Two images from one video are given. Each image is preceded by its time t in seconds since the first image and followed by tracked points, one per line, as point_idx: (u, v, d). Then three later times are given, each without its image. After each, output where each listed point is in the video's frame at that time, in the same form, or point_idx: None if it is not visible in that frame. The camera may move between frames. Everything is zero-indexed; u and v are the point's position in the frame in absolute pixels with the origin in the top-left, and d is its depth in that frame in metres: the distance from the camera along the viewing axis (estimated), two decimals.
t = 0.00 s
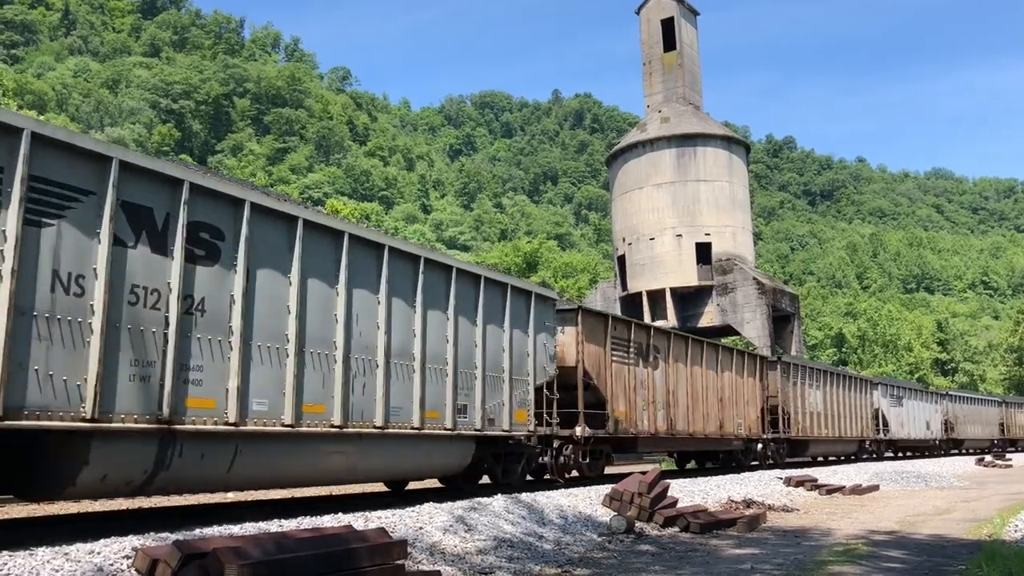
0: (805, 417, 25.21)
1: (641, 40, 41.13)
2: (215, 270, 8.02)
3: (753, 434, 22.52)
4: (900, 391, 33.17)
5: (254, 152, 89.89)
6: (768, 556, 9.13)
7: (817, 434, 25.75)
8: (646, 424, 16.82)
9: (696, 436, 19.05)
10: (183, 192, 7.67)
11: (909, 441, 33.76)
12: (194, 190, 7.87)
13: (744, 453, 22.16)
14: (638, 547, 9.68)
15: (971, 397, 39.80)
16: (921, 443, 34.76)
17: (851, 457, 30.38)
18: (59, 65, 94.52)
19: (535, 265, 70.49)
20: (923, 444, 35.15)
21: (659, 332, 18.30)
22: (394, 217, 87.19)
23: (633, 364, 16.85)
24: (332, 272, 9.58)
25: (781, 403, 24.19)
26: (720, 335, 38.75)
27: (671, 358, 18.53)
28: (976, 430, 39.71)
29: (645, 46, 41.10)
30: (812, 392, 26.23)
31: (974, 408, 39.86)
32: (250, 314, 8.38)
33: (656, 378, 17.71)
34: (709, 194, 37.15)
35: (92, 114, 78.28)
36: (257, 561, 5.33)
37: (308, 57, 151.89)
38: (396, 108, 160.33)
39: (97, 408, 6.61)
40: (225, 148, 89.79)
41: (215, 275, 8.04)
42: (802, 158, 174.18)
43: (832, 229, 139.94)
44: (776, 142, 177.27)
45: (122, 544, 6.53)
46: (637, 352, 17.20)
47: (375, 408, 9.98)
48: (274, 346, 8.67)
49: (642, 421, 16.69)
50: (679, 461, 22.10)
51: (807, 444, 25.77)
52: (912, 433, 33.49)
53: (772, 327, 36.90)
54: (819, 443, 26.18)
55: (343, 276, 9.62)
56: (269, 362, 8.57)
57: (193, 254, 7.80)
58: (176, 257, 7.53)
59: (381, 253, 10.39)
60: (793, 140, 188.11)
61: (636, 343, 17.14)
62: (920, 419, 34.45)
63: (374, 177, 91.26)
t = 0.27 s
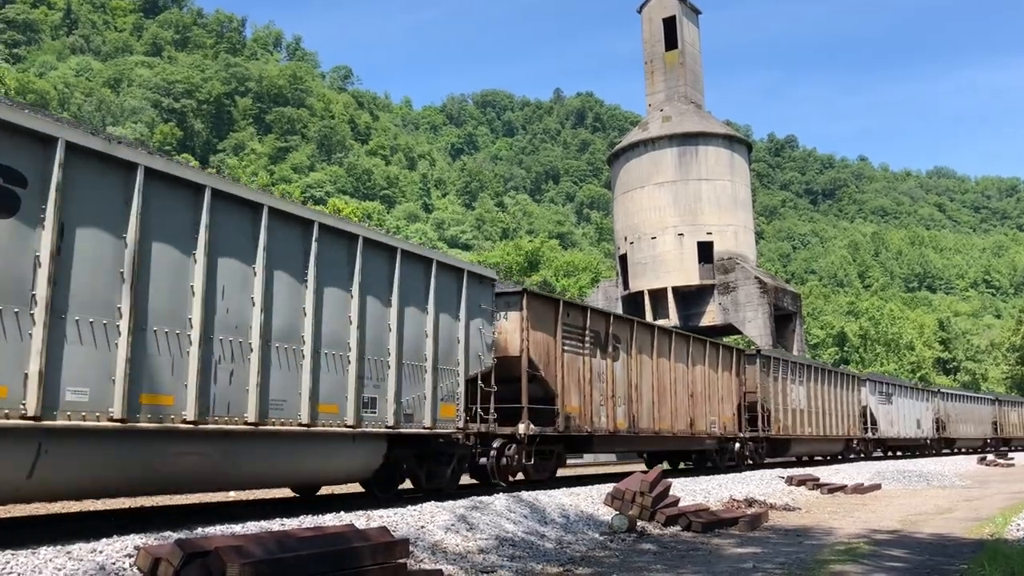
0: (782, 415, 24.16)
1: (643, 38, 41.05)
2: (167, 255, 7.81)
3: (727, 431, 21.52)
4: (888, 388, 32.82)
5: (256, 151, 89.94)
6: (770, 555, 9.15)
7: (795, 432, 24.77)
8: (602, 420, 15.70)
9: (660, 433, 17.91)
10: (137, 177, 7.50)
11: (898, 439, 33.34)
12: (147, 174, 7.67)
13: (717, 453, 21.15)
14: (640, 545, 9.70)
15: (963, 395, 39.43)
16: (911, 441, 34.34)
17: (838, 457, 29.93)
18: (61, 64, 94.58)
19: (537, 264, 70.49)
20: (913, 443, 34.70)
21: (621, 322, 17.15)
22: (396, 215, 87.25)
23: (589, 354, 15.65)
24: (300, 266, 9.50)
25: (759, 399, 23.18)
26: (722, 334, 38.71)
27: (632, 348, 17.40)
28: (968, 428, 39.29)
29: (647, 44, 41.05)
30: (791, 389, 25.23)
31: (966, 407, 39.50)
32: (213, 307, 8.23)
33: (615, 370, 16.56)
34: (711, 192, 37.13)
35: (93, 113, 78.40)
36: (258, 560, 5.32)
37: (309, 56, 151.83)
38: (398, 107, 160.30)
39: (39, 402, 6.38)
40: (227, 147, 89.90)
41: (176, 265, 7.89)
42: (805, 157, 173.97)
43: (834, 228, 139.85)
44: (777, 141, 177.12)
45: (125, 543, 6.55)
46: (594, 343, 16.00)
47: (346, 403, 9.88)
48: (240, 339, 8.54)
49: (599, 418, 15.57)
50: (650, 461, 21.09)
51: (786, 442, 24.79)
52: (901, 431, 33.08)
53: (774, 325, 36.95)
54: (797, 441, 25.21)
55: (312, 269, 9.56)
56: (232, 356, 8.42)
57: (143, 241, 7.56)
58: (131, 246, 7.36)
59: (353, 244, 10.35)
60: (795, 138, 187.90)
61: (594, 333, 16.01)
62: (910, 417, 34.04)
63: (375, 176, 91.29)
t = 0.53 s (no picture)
0: (759, 413, 22.61)
1: (644, 38, 41.05)
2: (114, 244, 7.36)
3: (698, 429, 19.97)
4: (877, 384, 31.87)
5: (257, 150, 89.98)
6: (772, 554, 9.15)
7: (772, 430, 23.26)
8: (549, 417, 14.14)
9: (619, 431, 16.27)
10: (83, 159, 7.12)
11: (888, 439, 32.28)
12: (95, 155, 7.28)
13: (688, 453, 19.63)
14: (641, 544, 9.70)
15: (954, 393, 38.58)
16: (902, 440, 33.35)
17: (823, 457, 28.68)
18: (63, 64, 94.66)
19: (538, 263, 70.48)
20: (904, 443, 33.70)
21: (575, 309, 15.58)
22: (397, 214, 87.28)
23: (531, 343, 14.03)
24: (266, 263, 9.14)
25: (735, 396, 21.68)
26: (724, 334, 38.66)
27: (587, 337, 15.74)
28: (959, 426, 38.40)
29: (649, 43, 41.04)
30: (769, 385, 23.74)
31: (958, 405, 38.70)
32: (167, 299, 7.82)
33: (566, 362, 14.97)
34: (712, 192, 37.12)
35: (95, 113, 78.50)
36: (258, 560, 5.31)
37: (311, 55, 151.86)
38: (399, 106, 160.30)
39: None
40: (229, 146, 90.00)
41: (119, 251, 7.40)
42: (806, 155, 173.79)
43: (836, 227, 139.66)
44: (779, 139, 176.97)
45: (127, 542, 6.56)
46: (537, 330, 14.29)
47: (317, 405, 9.56)
48: (196, 333, 8.12)
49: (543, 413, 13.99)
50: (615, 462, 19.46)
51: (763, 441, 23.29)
52: (890, 430, 32.09)
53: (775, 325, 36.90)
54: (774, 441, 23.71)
55: (279, 264, 9.20)
56: (187, 352, 8.00)
57: (91, 229, 7.17)
58: (75, 230, 6.96)
59: (324, 237, 10.07)
60: (797, 137, 187.70)
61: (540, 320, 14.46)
62: (900, 416, 33.10)
63: (377, 176, 91.33)
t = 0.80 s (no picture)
0: (734, 410, 20.70)
1: (645, 38, 41.03)
2: (59, 239, 6.64)
3: (662, 428, 18.02)
4: (865, 380, 30.39)
5: (258, 151, 90.03)
6: (773, 553, 9.14)
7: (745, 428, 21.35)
8: (479, 415, 12.21)
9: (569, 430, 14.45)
10: (22, 140, 6.37)
11: (877, 438, 30.79)
12: (32, 136, 6.50)
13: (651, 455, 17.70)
14: (642, 544, 9.70)
15: (943, 391, 37.39)
16: (890, 440, 31.96)
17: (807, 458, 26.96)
18: (65, 64, 94.70)
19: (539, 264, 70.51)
20: (893, 443, 32.28)
21: (514, 292, 13.55)
22: (398, 214, 87.31)
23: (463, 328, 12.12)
24: (228, 253, 8.44)
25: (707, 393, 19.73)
26: (726, 333, 38.60)
27: (530, 323, 13.82)
28: (947, 424, 37.19)
29: (649, 43, 41.03)
30: (744, 382, 21.73)
31: (946, 404, 37.61)
32: (122, 294, 7.14)
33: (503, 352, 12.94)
34: (713, 192, 37.12)
35: (96, 113, 78.56)
36: (260, 559, 5.35)
37: (312, 55, 151.87)
38: (400, 106, 160.33)
39: None
40: (230, 146, 90.08)
41: (62, 244, 6.66)
42: (807, 155, 173.69)
43: (837, 227, 139.56)
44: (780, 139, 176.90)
45: (128, 542, 6.56)
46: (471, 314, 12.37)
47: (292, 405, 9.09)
48: (147, 328, 7.36)
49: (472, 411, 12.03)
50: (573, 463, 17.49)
51: (736, 440, 21.37)
52: (879, 429, 30.58)
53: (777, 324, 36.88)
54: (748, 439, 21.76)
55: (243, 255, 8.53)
56: (140, 348, 7.26)
57: (30, 218, 6.42)
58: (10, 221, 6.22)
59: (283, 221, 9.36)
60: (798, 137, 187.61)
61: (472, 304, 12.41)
62: (889, 415, 31.74)
63: (377, 175, 91.37)
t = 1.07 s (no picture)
0: (703, 408, 18.92)
1: (644, 37, 41.02)
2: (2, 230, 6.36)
3: (621, 427, 16.21)
4: (852, 377, 28.78)
5: (258, 151, 90.04)
6: (773, 553, 9.13)
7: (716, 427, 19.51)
8: (394, 410, 10.41)
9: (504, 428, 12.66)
10: None
11: (862, 438, 29.21)
12: None
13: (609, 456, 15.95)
14: (642, 544, 9.69)
15: (932, 389, 35.98)
16: (877, 440, 30.46)
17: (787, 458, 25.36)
18: (64, 64, 94.62)
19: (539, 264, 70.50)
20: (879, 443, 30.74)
21: (442, 271, 11.76)
22: (398, 214, 87.31)
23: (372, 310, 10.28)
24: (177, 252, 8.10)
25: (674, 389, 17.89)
26: (726, 333, 38.56)
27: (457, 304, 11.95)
28: (936, 423, 35.75)
29: (649, 43, 41.02)
30: (713, 378, 19.93)
31: (935, 402, 36.22)
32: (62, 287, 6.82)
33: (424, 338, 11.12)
34: (713, 191, 37.12)
35: (96, 113, 78.53)
36: (259, 559, 5.36)
37: (311, 55, 151.77)
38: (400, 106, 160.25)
39: None
40: (230, 146, 90.06)
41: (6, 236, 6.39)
42: (807, 155, 173.61)
43: (837, 227, 139.48)
44: (780, 139, 176.85)
45: (128, 542, 6.56)
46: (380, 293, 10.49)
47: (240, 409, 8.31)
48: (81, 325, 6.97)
49: (382, 405, 10.23)
50: (523, 466, 15.62)
51: (706, 440, 19.57)
52: (864, 428, 29.00)
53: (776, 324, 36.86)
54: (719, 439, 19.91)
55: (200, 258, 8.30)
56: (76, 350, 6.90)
57: None
58: None
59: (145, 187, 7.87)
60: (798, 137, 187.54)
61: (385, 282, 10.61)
62: (875, 414, 30.24)
63: (377, 175, 91.35)
